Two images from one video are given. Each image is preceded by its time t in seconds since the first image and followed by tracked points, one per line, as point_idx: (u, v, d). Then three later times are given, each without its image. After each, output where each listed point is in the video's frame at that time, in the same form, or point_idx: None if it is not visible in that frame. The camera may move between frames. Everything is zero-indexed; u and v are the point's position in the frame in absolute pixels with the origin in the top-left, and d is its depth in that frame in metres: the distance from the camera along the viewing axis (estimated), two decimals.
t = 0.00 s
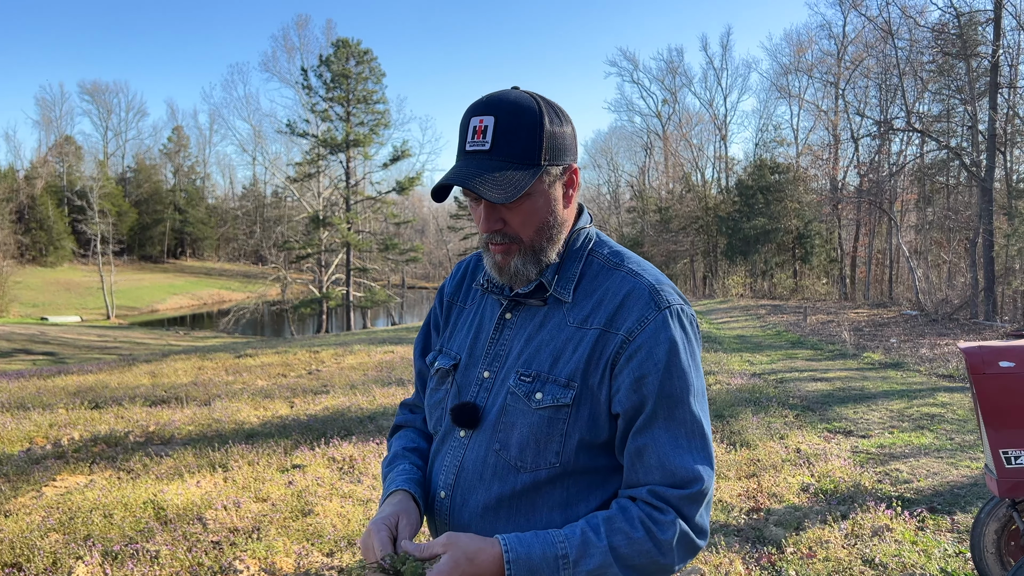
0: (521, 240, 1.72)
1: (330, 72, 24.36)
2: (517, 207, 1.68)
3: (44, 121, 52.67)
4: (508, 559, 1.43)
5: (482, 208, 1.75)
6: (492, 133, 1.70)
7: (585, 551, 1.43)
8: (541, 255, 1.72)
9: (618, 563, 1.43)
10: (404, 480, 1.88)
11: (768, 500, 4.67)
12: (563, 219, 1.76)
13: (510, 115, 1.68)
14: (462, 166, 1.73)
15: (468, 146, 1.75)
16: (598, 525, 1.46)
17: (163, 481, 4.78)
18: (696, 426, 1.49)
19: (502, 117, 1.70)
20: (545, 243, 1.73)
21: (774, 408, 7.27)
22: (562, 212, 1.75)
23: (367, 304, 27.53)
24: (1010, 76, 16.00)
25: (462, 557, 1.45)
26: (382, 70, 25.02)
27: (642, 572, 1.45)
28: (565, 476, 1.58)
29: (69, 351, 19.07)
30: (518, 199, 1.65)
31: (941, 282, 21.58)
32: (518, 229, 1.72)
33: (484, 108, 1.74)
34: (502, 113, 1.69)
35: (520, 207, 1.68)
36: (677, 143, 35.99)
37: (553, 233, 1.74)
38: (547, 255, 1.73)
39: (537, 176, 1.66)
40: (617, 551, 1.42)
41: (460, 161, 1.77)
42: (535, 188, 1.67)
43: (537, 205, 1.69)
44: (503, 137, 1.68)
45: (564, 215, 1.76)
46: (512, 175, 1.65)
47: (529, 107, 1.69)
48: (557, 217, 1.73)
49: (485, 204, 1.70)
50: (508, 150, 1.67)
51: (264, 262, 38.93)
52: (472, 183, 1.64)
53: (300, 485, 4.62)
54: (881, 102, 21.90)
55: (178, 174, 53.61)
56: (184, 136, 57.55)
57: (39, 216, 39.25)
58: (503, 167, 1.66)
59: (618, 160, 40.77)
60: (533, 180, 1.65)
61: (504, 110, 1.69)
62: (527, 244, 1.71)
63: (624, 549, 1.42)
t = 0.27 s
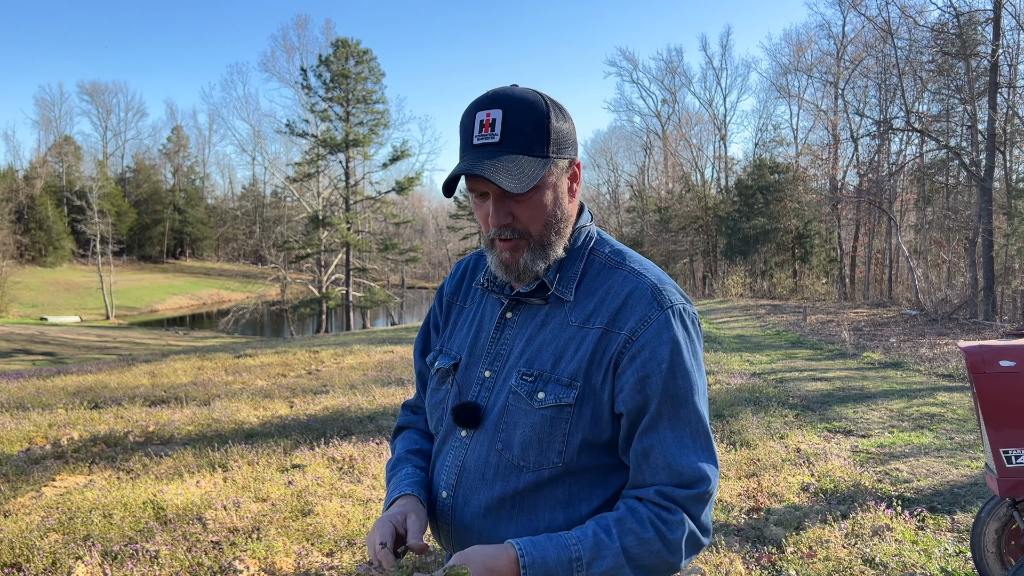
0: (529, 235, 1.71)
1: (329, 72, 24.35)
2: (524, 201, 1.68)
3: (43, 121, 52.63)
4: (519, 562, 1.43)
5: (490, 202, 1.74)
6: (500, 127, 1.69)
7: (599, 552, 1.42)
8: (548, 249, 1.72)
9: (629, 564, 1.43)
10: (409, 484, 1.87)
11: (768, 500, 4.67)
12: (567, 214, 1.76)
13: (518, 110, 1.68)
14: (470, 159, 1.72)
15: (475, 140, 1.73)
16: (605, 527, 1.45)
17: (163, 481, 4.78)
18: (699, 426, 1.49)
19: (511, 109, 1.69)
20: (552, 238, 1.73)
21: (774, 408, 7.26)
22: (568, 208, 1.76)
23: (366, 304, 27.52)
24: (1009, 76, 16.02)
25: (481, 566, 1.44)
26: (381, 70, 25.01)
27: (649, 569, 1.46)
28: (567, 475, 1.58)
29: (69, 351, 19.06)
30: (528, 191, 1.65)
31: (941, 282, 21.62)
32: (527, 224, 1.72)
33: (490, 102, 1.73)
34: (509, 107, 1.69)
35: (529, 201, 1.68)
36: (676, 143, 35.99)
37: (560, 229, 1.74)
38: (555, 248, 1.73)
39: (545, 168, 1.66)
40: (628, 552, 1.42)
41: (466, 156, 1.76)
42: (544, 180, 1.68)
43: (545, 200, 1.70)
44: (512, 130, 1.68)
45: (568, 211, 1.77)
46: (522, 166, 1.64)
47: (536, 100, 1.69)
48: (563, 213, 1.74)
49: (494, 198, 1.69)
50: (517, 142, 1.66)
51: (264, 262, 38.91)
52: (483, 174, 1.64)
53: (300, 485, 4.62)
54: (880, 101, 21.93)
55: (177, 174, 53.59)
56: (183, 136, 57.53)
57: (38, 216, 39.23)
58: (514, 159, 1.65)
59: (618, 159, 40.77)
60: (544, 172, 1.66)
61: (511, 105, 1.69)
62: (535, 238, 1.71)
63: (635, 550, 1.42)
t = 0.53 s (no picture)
0: (532, 237, 1.72)
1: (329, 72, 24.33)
2: (528, 203, 1.69)
3: (43, 121, 52.62)
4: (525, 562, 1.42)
5: (492, 206, 1.74)
6: (500, 130, 1.69)
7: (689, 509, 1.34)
8: (550, 249, 1.72)
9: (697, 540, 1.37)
10: (386, 523, 1.94)
11: (769, 500, 4.67)
12: (568, 214, 1.77)
13: (517, 113, 1.68)
14: (470, 164, 1.71)
15: (475, 144, 1.73)
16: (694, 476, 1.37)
17: (163, 481, 4.77)
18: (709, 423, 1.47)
19: (510, 112, 1.69)
20: (554, 239, 1.74)
21: (774, 408, 7.27)
22: (568, 208, 1.77)
23: (366, 304, 27.51)
24: (1009, 76, 16.01)
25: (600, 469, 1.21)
26: (381, 70, 24.99)
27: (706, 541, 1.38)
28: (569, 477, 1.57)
29: (68, 351, 19.06)
30: (533, 193, 1.67)
31: (940, 282, 21.63)
32: (530, 227, 1.72)
33: (487, 105, 1.73)
34: (508, 110, 1.69)
35: (532, 204, 1.69)
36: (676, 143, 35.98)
37: (562, 230, 1.75)
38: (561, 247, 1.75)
39: (549, 169, 1.68)
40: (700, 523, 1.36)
41: (466, 160, 1.76)
42: (547, 182, 1.69)
43: (548, 202, 1.71)
44: (513, 133, 1.68)
45: (569, 212, 1.78)
46: (529, 170, 1.65)
47: (533, 102, 1.70)
48: (565, 213, 1.75)
49: (497, 200, 1.70)
50: (520, 144, 1.67)
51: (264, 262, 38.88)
52: (486, 177, 1.63)
53: (300, 485, 4.61)
54: (880, 102, 21.91)
55: (177, 174, 53.60)
56: (183, 135, 57.52)
57: (38, 216, 39.22)
58: (518, 161, 1.66)
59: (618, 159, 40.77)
60: (547, 172, 1.68)
61: (510, 107, 1.69)
62: (538, 240, 1.72)
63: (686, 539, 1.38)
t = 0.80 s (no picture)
0: (524, 242, 1.71)
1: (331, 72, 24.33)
2: (517, 208, 1.68)
3: (44, 120, 52.69)
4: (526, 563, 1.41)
5: (482, 210, 1.76)
6: (490, 136, 1.70)
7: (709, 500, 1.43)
8: (542, 254, 1.71)
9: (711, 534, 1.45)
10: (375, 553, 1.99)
11: (770, 500, 4.66)
12: (563, 219, 1.76)
13: (505, 117, 1.68)
14: (460, 170, 1.73)
15: (466, 150, 1.75)
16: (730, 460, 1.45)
17: (164, 481, 4.77)
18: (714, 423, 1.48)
19: (500, 116, 1.70)
20: (547, 243, 1.72)
21: (776, 409, 7.25)
22: (562, 212, 1.75)
23: (367, 303, 27.49)
24: (1011, 76, 15.97)
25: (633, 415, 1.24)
26: (383, 69, 24.97)
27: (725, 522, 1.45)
28: (571, 480, 1.57)
29: (69, 350, 19.07)
30: (520, 199, 1.66)
31: (942, 283, 21.58)
32: (520, 232, 1.71)
33: (480, 110, 1.74)
34: (497, 114, 1.70)
35: (521, 208, 1.68)
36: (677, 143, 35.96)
37: (556, 233, 1.74)
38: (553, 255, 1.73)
39: (537, 175, 1.66)
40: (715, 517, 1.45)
41: (458, 164, 1.78)
42: (536, 188, 1.68)
43: (539, 206, 1.69)
44: (502, 138, 1.68)
45: (564, 216, 1.76)
46: (513, 176, 1.65)
47: (526, 106, 1.69)
48: (558, 217, 1.73)
49: (485, 206, 1.71)
50: (507, 150, 1.67)
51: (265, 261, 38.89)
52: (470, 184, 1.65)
53: (302, 485, 4.60)
54: (881, 102, 21.87)
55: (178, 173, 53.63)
56: (185, 135, 57.56)
57: (39, 215, 39.25)
58: (502, 167, 1.66)
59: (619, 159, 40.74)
60: (534, 179, 1.66)
61: (499, 110, 1.69)
62: (529, 245, 1.71)
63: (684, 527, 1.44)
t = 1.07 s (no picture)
0: (503, 242, 1.71)
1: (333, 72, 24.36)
2: (493, 208, 1.69)
3: (47, 119, 52.80)
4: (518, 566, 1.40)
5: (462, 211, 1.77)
6: (466, 135, 1.72)
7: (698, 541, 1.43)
8: (523, 255, 1.71)
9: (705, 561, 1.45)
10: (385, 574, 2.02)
11: (773, 501, 4.65)
12: (548, 221, 1.74)
13: (484, 116, 1.70)
14: (439, 171, 1.75)
15: (445, 149, 1.77)
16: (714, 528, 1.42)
17: (167, 480, 4.78)
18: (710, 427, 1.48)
19: (477, 118, 1.71)
20: (527, 244, 1.71)
21: (778, 409, 7.25)
22: (545, 212, 1.74)
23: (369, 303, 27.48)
24: (1015, 76, 15.94)
25: None
26: (385, 69, 25.00)
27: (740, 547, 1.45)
28: (568, 482, 1.57)
29: (71, 349, 19.08)
30: (493, 199, 1.66)
31: (945, 284, 21.54)
32: (497, 233, 1.72)
33: (461, 111, 1.77)
34: (476, 115, 1.71)
35: (498, 208, 1.69)
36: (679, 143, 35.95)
37: (539, 234, 1.72)
38: (533, 257, 1.72)
39: (510, 175, 1.66)
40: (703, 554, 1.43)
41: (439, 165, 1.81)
42: (511, 188, 1.67)
43: (515, 207, 1.69)
44: (477, 138, 1.70)
45: (548, 215, 1.74)
46: (483, 175, 1.65)
47: (504, 105, 1.69)
48: (539, 217, 1.72)
49: (462, 208, 1.72)
50: (480, 149, 1.68)
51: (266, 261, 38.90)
52: (440, 185, 1.68)
53: (304, 484, 4.60)
54: (884, 102, 21.85)
55: (180, 173, 53.71)
56: (187, 135, 57.66)
57: (42, 214, 39.34)
58: (473, 167, 1.67)
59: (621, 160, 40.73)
60: (508, 178, 1.66)
61: (478, 111, 1.71)
62: (509, 246, 1.71)
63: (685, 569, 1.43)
